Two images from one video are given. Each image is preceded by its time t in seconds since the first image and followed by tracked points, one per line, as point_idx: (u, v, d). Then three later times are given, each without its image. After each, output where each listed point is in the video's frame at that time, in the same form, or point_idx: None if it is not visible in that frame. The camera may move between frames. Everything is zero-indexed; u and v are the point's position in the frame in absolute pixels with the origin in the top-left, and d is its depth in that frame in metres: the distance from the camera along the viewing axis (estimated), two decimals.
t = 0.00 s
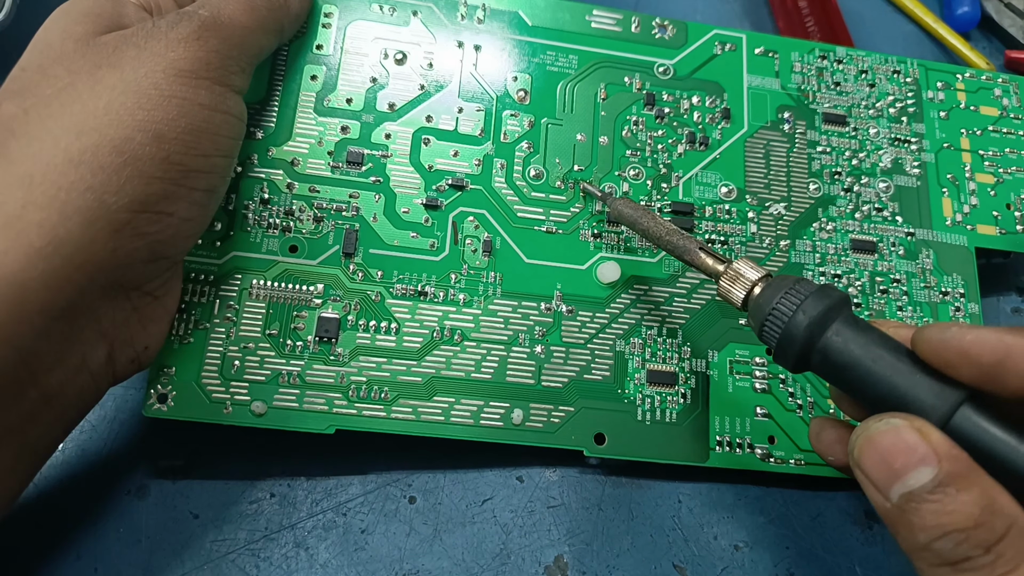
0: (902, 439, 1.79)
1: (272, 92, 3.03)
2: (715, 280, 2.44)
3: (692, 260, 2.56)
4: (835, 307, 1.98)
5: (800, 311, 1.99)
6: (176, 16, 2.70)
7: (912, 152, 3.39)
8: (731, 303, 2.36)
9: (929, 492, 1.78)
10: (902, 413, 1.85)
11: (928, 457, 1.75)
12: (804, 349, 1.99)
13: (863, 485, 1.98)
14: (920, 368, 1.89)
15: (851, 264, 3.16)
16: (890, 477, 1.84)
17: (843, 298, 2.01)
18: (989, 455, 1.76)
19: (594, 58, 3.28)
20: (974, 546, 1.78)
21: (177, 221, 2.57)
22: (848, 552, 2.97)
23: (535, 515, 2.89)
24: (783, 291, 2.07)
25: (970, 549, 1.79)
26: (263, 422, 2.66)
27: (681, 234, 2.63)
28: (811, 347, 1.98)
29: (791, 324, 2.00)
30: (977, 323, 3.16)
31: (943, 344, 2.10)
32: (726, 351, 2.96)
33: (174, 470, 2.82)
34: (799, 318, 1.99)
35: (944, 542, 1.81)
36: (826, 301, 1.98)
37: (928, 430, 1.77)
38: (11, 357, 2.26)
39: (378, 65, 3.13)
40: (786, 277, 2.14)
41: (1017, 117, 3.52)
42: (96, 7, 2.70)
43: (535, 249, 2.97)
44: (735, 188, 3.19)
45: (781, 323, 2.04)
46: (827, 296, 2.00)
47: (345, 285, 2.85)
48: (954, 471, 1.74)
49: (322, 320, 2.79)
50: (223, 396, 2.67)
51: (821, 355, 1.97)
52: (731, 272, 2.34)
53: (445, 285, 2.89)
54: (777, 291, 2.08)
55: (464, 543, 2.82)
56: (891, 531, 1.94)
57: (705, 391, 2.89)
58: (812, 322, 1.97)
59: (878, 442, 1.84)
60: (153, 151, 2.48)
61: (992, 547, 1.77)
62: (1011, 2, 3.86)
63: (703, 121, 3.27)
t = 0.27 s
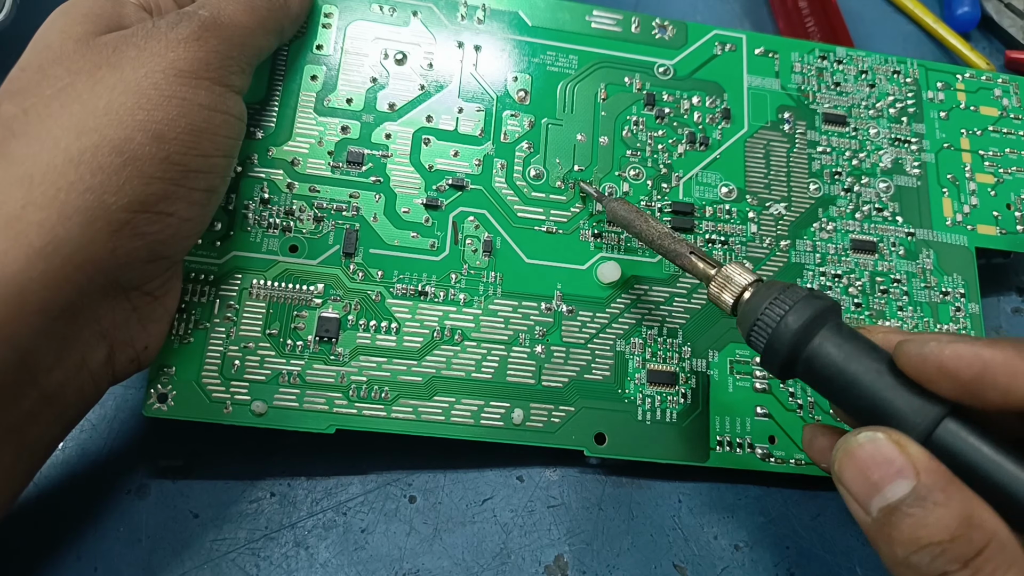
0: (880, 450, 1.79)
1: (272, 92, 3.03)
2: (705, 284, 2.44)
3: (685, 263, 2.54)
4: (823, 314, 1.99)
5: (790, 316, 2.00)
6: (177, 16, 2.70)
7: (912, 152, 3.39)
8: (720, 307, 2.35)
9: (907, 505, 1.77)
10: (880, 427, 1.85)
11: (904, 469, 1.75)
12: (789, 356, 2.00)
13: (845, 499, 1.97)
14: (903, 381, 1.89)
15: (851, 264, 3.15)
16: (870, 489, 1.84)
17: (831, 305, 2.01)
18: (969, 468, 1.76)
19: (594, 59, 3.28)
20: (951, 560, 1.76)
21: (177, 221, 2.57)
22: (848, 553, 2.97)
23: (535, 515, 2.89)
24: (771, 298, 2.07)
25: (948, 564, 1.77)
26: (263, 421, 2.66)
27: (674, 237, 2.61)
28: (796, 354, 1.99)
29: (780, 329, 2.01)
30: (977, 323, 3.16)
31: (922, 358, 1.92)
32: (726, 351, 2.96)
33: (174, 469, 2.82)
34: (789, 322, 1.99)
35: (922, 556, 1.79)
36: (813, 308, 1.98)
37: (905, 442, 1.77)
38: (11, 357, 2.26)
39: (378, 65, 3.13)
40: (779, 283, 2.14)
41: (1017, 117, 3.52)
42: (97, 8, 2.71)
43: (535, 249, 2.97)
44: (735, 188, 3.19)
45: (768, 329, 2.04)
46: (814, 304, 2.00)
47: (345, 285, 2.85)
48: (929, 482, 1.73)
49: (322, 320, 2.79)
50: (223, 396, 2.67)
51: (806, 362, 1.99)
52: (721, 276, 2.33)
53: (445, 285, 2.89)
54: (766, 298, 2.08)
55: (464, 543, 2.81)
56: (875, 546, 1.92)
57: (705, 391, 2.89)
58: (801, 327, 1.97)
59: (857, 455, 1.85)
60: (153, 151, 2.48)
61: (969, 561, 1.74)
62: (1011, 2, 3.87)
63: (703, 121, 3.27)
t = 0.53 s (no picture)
0: (944, 458, 1.73)
1: (272, 92, 3.03)
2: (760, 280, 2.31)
3: (734, 256, 2.46)
4: (882, 318, 1.86)
5: (846, 320, 1.88)
6: (176, 16, 2.69)
7: (912, 152, 3.39)
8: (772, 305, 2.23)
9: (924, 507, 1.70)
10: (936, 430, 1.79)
11: (968, 478, 1.70)
12: (844, 360, 1.88)
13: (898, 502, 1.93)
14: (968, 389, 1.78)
15: (851, 264, 3.16)
16: (928, 495, 1.79)
17: (892, 308, 1.90)
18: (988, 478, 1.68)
19: (594, 58, 3.28)
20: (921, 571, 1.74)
21: (177, 222, 2.56)
22: (848, 553, 2.97)
23: (535, 516, 2.89)
24: (832, 296, 1.95)
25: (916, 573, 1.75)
26: (263, 422, 2.66)
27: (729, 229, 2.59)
28: (852, 356, 1.88)
29: (837, 334, 1.88)
30: (977, 323, 3.16)
31: (989, 365, 1.82)
32: (726, 352, 2.96)
33: (174, 470, 2.82)
34: (844, 328, 1.87)
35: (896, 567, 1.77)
36: (873, 309, 1.87)
37: (970, 450, 1.70)
38: (10, 357, 2.25)
39: (378, 65, 3.13)
40: (832, 284, 2.01)
41: (1017, 117, 3.53)
42: (96, 7, 2.70)
43: (535, 249, 2.97)
44: (735, 188, 3.19)
45: (824, 328, 1.92)
46: (874, 305, 1.88)
47: (345, 285, 2.85)
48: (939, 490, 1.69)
49: (322, 320, 2.79)
50: (222, 396, 2.67)
51: (861, 366, 1.87)
52: (778, 271, 2.20)
53: (445, 285, 2.88)
54: (826, 296, 1.96)
55: (464, 544, 2.81)
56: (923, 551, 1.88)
57: (705, 391, 2.89)
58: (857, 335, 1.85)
59: (918, 460, 1.80)
60: (153, 151, 2.47)
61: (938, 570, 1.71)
62: (1011, 2, 3.86)
63: (703, 122, 3.27)
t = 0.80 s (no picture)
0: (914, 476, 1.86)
1: (272, 92, 3.03)
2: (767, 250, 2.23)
3: (750, 223, 2.36)
4: (885, 304, 1.80)
5: (842, 300, 1.84)
6: (177, 16, 2.69)
7: (912, 152, 3.39)
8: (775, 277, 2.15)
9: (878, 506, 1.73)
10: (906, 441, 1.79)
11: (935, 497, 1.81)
12: (829, 343, 1.86)
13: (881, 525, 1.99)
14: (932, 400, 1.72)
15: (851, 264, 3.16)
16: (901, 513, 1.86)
17: (898, 298, 1.83)
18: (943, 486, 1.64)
19: (594, 58, 3.28)
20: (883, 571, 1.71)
21: (177, 222, 2.56)
22: (848, 553, 2.97)
23: (535, 516, 2.89)
24: (832, 277, 1.91)
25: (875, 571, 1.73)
26: (263, 422, 2.66)
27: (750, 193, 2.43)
28: (841, 338, 1.84)
29: (832, 312, 1.84)
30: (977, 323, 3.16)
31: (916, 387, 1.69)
32: (726, 351, 2.96)
33: (174, 470, 2.82)
34: (839, 307, 1.83)
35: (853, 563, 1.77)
36: (875, 294, 1.81)
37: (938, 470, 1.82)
38: (10, 357, 2.26)
39: (378, 65, 3.13)
40: (842, 264, 1.96)
41: (1017, 117, 3.53)
42: (97, 7, 2.70)
43: (535, 249, 2.97)
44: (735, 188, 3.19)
45: (818, 305, 1.89)
46: (879, 292, 1.82)
47: (345, 285, 2.85)
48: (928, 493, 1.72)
49: (322, 320, 2.79)
50: (222, 396, 2.67)
51: (849, 349, 1.83)
52: (787, 244, 2.12)
53: (445, 285, 2.88)
54: (826, 275, 1.93)
55: (464, 543, 2.81)
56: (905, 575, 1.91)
57: (705, 391, 2.89)
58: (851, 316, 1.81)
59: (891, 480, 1.91)
60: (153, 151, 2.47)
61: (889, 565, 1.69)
62: (1011, 2, 3.86)
63: (703, 122, 3.27)
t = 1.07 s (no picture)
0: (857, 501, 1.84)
1: (272, 91, 3.03)
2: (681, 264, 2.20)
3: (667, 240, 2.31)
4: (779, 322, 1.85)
5: (738, 316, 1.87)
6: (177, 16, 2.69)
7: (912, 152, 3.39)
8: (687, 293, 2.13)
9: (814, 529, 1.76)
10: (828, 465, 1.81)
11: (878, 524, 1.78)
12: (723, 358, 1.90)
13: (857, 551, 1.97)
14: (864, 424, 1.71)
15: (852, 264, 3.16)
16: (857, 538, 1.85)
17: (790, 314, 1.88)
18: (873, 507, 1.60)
19: (594, 58, 3.28)
20: None
21: (177, 222, 2.56)
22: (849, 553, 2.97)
23: (535, 516, 2.88)
24: (735, 293, 1.93)
25: None
26: (263, 422, 2.65)
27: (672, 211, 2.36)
28: (739, 355, 1.87)
29: (723, 328, 1.88)
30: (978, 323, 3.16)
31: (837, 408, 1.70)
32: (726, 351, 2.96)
33: (174, 470, 2.81)
34: (732, 322, 1.87)
35: None
36: (770, 311, 1.86)
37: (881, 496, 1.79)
38: (10, 357, 2.25)
39: (378, 65, 3.13)
40: (745, 279, 1.98)
41: (1017, 118, 3.53)
42: (97, 7, 2.70)
43: (535, 249, 2.97)
44: (735, 188, 3.19)
45: (717, 321, 1.91)
46: (771, 308, 1.87)
47: (345, 285, 2.85)
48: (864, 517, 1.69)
49: (322, 320, 2.79)
50: (222, 396, 2.67)
51: (747, 366, 1.87)
52: (698, 260, 2.09)
53: (445, 285, 2.88)
54: (730, 291, 1.94)
55: (464, 544, 2.81)
56: None
57: (706, 392, 2.89)
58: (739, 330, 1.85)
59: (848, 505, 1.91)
60: (153, 151, 2.47)
61: None
62: (1011, 3, 3.86)
63: (703, 122, 3.27)
